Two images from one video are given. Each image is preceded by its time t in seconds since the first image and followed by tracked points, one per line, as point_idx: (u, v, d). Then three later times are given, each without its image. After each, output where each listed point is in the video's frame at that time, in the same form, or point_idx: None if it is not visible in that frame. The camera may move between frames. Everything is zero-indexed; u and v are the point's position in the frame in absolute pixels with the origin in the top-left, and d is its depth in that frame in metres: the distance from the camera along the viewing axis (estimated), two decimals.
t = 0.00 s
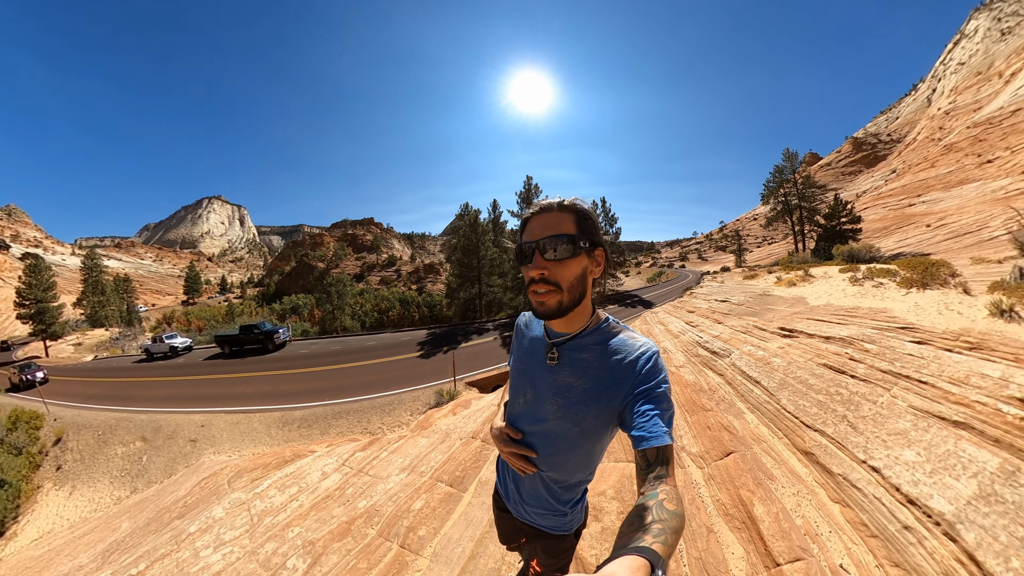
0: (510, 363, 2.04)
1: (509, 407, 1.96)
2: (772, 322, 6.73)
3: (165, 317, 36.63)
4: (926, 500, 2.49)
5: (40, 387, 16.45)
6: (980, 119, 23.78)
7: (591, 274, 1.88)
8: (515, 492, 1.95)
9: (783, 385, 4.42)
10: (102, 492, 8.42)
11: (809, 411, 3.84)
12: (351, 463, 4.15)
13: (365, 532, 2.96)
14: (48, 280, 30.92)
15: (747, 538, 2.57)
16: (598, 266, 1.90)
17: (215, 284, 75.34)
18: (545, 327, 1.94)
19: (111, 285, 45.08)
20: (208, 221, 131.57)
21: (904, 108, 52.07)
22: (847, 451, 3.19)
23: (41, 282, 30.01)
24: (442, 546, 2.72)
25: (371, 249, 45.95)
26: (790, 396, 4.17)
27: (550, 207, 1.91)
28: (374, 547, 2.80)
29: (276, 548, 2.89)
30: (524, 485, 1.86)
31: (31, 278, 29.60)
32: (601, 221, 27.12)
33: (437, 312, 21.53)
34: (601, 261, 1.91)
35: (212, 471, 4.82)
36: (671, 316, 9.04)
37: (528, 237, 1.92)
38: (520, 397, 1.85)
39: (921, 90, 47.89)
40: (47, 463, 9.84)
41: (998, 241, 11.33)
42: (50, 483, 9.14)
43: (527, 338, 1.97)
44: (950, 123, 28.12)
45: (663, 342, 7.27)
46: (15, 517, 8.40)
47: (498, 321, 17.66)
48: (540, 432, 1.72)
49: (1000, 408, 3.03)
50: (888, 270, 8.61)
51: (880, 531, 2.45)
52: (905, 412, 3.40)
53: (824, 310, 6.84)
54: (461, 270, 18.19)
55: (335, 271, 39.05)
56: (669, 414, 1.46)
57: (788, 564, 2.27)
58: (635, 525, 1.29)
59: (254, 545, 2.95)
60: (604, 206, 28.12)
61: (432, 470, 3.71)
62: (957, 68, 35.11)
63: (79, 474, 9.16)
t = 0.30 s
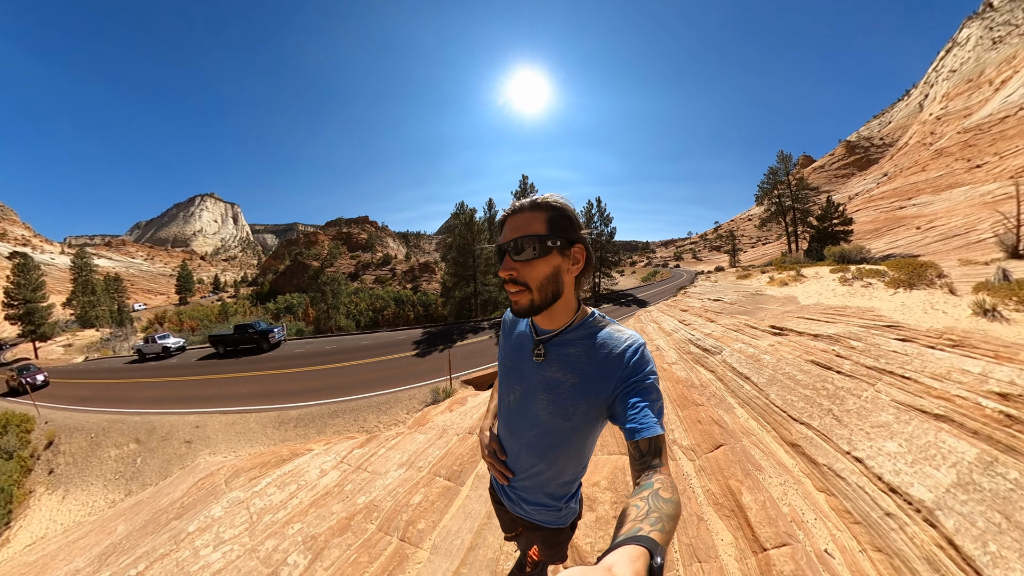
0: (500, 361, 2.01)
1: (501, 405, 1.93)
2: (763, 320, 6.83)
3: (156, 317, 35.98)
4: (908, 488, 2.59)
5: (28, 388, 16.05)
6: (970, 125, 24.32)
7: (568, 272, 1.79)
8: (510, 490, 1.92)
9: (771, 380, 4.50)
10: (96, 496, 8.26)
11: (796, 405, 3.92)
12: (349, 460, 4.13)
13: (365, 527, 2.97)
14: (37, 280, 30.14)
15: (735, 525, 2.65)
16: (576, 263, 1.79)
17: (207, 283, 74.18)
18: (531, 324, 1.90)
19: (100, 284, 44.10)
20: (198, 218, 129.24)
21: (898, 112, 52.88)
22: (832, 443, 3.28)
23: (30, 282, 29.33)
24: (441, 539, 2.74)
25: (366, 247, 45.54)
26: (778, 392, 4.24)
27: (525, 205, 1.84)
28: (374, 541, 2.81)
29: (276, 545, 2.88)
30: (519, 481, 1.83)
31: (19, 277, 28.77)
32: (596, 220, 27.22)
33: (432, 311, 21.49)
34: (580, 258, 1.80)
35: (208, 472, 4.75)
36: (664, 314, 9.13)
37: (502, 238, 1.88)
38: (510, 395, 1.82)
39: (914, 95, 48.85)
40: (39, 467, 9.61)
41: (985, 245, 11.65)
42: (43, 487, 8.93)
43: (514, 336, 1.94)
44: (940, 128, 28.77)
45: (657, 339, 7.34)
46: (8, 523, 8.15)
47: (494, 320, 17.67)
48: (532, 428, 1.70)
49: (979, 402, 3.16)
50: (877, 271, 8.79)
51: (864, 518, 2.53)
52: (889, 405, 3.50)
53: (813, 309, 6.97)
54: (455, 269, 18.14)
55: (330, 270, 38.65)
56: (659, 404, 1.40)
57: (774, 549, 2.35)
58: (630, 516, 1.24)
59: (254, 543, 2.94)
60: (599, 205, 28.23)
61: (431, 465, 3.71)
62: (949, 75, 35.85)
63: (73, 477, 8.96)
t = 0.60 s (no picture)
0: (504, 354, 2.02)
1: (505, 398, 1.95)
2: (757, 319, 6.88)
3: (152, 315, 35.64)
4: (896, 478, 2.66)
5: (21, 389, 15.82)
6: (965, 129, 24.66)
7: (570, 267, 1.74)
8: (511, 480, 1.94)
9: (765, 376, 4.54)
10: (93, 496, 8.15)
11: (788, 400, 3.97)
12: (350, 456, 4.12)
13: (367, 522, 2.98)
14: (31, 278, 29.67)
15: (730, 513, 2.68)
16: (579, 259, 1.74)
17: (203, 282, 73.48)
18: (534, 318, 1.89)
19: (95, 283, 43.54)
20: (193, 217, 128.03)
21: (894, 116, 53.50)
22: (822, 435, 3.34)
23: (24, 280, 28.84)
24: (443, 532, 2.77)
25: (364, 246, 45.39)
26: (772, 387, 4.28)
27: (529, 198, 1.84)
28: (377, 535, 2.84)
29: (279, 541, 2.87)
30: (522, 472, 1.85)
31: (12, 275, 28.27)
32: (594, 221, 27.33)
33: (430, 310, 21.48)
34: (584, 252, 1.74)
35: (207, 471, 4.71)
36: (661, 314, 9.19)
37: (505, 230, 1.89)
38: (513, 387, 1.84)
39: (910, 99, 49.45)
40: (33, 467, 9.47)
41: (978, 247, 11.83)
42: (38, 488, 8.80)
43: (518, 329, 1.94)
44: (936, 132, 29.18)
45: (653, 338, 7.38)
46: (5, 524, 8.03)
47: (491, 319, 17.68)
48: (535, 421, 1.72)
49: (965, 396, 3.22)
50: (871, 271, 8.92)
51: (854, 506, 2.58)
52: (878, 399, 3.56)
53: (806, 308, 7.04)
54: (453, 268, 18.11)
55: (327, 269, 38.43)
56: (663, 401, 1.39)
57: (768, 535, 2.38)
58: (633, 511, 1.22)
59: (256, 540, 2.93)
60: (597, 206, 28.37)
61: (431, 460, 3.72)
62: (944, 80, 36.33)
63: (69, 477, 8.86)
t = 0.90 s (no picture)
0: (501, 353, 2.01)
1: (501, 397, 1.94)
2: (755, 318, 6.90)
3: (151, 315, 35.52)
4: (887, 465, 2.70)
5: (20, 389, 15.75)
6: (964, 131, 24.78)
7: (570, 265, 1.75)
8: (510, 479, 1.93)
9: (761, 371, 4.57)
10: (93, 496, 8.12)
11: (783, 394, 3.99)
12: (355, 453, 4.12)
13: (374, 517, 2.99)
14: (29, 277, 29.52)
15: (728, 499, 2.73)
16: (578, 257, 1.74)
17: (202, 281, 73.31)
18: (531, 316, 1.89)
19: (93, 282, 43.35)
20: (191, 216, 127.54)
21: (893, 117, 53.77)
22: (816, 427, 3.36)
23: (22, 279, 28.70)
24: (450, 523, 2.78)
25: (363, 245, 45.35)
26: (768, 382, 4.31)
27: (533, 194, 1.84)
28: (384, 529, 2.84)
29: (286, 537, 2.88)
30: (520, 472, 1.85)
31: (10, 274, 28.10)
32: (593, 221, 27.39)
33: (429, 310, 21.51)
34: (583, 251, 1.74)
35: (209, 470, 4.69)
36: (659, 313, 9.23)
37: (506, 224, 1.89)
38: (510, 386, 1.84)
39: (909, 101, 49.64)
40: (32, 467, 9.42)
41: (975, 248, 11.86)
42: (37, 488, 8.76)
43: (514, 328, 1.93)
44: (935, 134, 29.30)
45: (652, 336, 7.40)
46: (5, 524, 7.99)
47: (490, 319, 17.70)
48: (531, 419, 1.72)
49: (954, 389, 3.23)
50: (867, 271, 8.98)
51: (847, 492, 2.61)
52: (869, 392, 3.58)
53: (802, 307, 7.08)
54: (453, 267, 18.11)
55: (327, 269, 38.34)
56: (657, 401, 1.39)
57: (764, 519, 2.44)
58: (625, 507, 1.21)
59: (263, 535, 2.93)
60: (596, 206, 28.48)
61: (437, 455, 3.73)
62: (943, 82, 36.49)
63: (69, 476, 8.82)
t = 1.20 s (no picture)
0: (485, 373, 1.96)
1: (490, 418, 1.89)
2: (751, 317, 6.94)
3: (149, 314, 35.35)
4: (872, 455, 2.73)
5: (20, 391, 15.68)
6: (963, 133, 24.87)
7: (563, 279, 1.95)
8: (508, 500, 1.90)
9: (758, 368, 4.60)
10: (94, 496, 8.10)
11: (777, 390, 4.00)
12: (362, 451, 4.12)
13: (385, 513, 3.00)
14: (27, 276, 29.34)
15: (724, 488, 2.80)
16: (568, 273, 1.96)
17: (201, 281, 73.08)
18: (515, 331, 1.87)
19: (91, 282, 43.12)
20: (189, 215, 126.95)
21: (891, 118, 53.90)
22: (807, 420, 3.38)
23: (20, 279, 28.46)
24: (461, 516, 2.82)
25: (362, 245, 45.27)
26: (764, 378, 4.33)
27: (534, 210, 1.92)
28: (396, 524, 2.86)
29: (297, 534, 2.88)
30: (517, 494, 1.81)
31: (9, 274, 27.90)
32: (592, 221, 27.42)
33: (428, 310, 21.53)
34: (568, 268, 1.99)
35: (212, 470, 4.68)
36: (657, 312, 9.26)
37: (511, 236, 1.87)
38: (497, 407, 1.80)
39: (908, 102, 49.78)
40: (33, 468, 9.39)
41: (971, 250, 11.94)
42: (38, 488, 8.74)
43: (497, 347, 1.88)
44: (933, 135, 29.40)
45: (651, 335, 7.43)
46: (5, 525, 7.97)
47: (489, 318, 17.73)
48: (523, 438, 1.69)
49: (940, 386, 3.25)
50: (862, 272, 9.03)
51: (835, 480, 2.65)
52: (858, 388, 3.60)
53: (797, 307, 7.12)
54: (453, 267, 18.13)
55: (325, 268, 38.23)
56: (641, 401, 1.42)
57: (758, 505, 2.54)
58: (624, 508, 1.22)
59: (275, 532, 2.94)
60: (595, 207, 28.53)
61: (444, 451, 3.74)
62: (942, 84, 36.64)
63: (69, 477, 8.79)
